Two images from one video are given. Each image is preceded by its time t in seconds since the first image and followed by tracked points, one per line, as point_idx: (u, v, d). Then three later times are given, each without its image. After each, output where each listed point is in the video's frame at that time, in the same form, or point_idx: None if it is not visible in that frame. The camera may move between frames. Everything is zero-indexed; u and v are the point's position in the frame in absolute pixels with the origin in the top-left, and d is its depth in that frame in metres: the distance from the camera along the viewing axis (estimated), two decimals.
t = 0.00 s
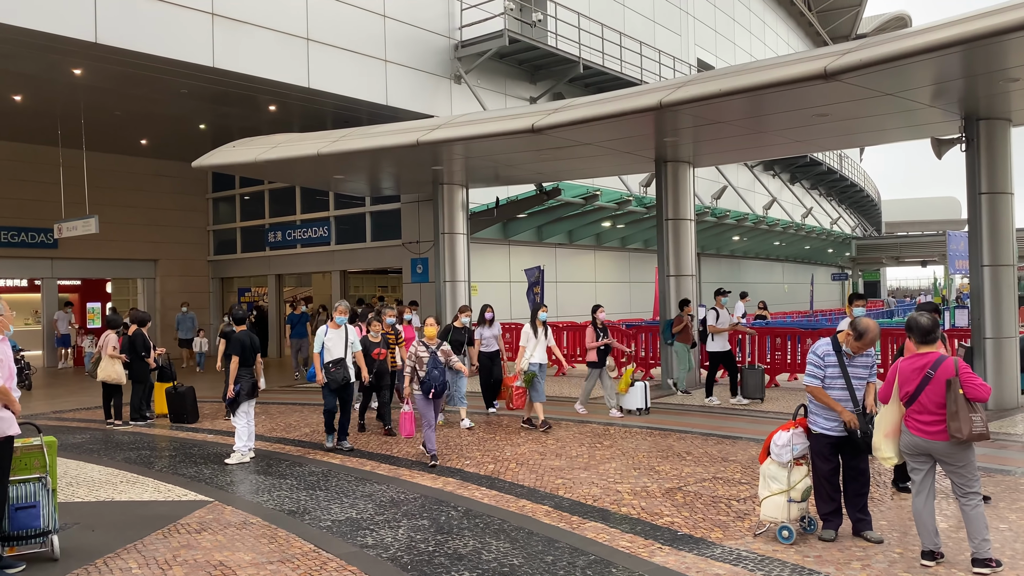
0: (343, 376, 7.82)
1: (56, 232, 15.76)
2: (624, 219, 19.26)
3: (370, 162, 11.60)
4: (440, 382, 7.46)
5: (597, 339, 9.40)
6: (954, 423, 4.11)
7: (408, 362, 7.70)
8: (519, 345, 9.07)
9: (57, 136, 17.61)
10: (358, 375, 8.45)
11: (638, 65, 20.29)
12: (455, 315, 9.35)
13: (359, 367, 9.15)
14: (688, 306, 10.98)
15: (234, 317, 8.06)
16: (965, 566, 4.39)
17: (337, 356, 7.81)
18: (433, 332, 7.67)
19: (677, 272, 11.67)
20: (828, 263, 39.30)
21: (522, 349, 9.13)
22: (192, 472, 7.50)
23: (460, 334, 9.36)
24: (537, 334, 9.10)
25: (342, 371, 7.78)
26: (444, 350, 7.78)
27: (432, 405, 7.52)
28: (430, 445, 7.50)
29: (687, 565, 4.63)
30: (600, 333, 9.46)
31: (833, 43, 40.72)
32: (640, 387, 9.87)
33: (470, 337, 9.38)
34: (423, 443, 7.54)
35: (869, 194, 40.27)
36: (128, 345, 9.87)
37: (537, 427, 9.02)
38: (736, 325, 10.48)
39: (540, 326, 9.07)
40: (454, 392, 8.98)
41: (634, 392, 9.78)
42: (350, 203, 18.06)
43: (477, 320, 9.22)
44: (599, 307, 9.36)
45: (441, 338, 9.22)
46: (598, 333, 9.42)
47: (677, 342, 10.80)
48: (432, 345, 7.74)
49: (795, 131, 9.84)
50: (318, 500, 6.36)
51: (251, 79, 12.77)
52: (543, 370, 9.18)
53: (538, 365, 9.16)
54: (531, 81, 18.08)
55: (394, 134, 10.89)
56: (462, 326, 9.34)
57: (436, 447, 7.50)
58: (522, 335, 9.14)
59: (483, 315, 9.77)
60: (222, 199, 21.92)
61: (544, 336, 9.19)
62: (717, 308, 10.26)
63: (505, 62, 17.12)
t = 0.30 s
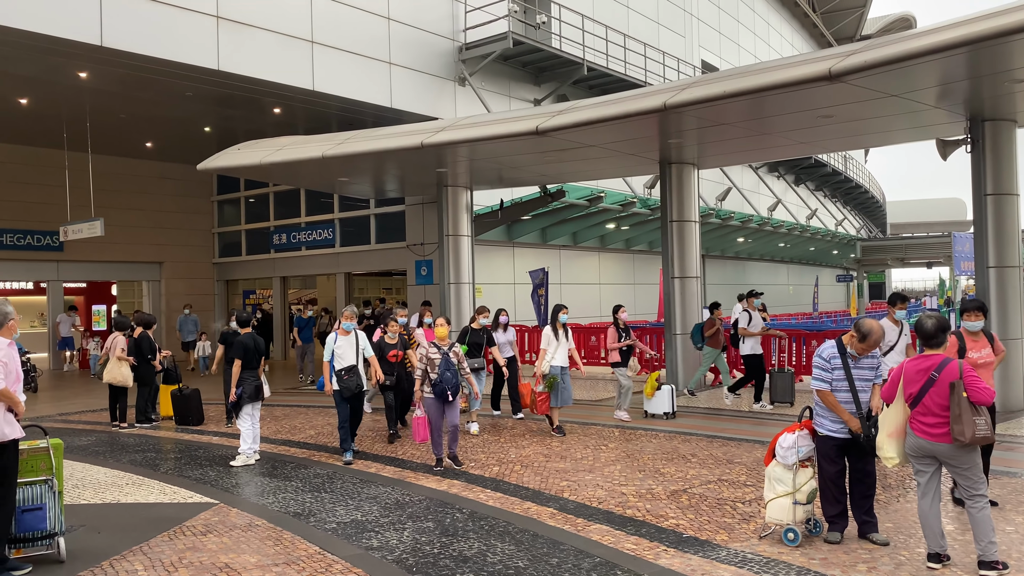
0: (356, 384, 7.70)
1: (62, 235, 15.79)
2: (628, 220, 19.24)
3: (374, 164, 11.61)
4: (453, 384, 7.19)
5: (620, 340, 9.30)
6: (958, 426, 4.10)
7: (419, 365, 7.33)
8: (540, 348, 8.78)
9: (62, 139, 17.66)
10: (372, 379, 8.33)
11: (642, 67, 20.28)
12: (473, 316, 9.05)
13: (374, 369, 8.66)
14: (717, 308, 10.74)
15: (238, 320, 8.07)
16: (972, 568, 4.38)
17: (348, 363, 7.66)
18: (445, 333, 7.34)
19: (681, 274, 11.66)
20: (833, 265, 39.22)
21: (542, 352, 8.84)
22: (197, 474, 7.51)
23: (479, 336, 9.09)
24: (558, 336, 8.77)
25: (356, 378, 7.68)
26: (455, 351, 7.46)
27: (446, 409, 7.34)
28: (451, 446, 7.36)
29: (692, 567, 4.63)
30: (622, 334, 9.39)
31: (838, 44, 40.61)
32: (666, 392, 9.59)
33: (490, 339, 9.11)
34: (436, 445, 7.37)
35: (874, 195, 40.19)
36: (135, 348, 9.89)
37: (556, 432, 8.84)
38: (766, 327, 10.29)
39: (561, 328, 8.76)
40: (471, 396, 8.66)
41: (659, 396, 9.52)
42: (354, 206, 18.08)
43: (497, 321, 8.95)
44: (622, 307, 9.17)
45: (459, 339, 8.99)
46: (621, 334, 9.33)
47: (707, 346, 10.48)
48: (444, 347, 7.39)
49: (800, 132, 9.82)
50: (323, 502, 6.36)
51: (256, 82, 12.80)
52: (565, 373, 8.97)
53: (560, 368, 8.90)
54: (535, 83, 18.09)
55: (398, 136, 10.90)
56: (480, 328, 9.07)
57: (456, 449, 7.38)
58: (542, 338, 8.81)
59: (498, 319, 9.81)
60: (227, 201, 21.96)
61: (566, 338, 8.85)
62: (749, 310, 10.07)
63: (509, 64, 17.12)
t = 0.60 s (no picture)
0: (362, 387, 7.49)
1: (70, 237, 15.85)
2: (634, 222, 19.21)
3: (380, 166, 11.63)
4: (469, 392, 6.92)
5: (645, 343, 9.05)
6: (964, 427, 4.08)
7: (437, 371, 7.21)
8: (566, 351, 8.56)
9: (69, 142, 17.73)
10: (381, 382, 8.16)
11: (647, 68, 20.27)
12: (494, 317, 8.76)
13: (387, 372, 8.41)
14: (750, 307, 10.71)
15: (246, 321, 8.01)
16: (981, 570, 4.36)
17: (357, 363, 7.50)
18: (461, 338, 7.14)
19: (688, 275, 11.65)
20: (840, 265, 39.14)
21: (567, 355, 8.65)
22: (205, 476, 7.52)
23: (499, 338, 8.77)
24: (584, 340, 8.68)
25: (359, 380, 7.46)
26: (474, 356, 7.19)
27: (463, 416, 7.07)
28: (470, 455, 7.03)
29: (700, 569, 4.62)
30: (648, 337, 9.13)
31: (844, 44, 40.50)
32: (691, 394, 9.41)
33: (512, 341, 8.79)
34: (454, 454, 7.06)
35: (881, 196, 40.07)
36: (143, 350, 9.90)
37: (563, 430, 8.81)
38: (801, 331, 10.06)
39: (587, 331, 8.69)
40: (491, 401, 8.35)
41: (685, 398, 9.27)
42: (360, 208, 18.12)
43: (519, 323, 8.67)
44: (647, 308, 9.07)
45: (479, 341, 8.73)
46: (646, 337, 9.07)
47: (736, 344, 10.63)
48: (462, 352, 7.14)
49: (806, 133, 9.80)
50: (331, 504, 6.36)
51: (263, 85, 12.83)
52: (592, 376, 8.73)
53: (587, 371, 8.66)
54: (540, 84, 18.09)
55: (404, 138, 10.91)
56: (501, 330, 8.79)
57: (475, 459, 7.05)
58: (569, 341, 8.68)
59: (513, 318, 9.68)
60: (233, 204, 22.03)
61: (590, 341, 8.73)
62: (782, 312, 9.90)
63: (514, 65, 17.13)
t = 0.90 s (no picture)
0: (378, 396, 7.18)
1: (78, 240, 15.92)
2: (641, 223, 19.20)
3: (387, 168, 11.66)
4: (487, 395, 6.74)
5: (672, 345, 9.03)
6: (972, 429, 4.06)
7: (453, 373, 7.07)
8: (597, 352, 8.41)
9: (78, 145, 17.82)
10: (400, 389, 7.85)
11: (654, 69, 20.27)
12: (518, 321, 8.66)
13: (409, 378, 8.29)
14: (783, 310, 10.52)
15: (255, 323, 8.02)
16: (991, 572, 4.34)
17: (373, 370, 7.24)
18: (478, 339, 7.05)
19: (695, 276, 11.64)
20: (848, 266, 39.05)
21: (598, 355, 8.51)
22: (214, 478, 7.55)
23: (524, 342, 8.62)
24: (613, 340, 8.54)
25: (375, 388, 7.17)
26: (491, 358, 7.12)
27: (478, 422, 6.79)
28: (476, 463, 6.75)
29: (708, 571, 4.61)
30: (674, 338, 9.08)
31: (852, 44, 40.37)
32: (718, 398, 9.29)
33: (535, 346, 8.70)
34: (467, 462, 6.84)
35: (889, 196, 39.93)
36: (153, 352, 9.96)
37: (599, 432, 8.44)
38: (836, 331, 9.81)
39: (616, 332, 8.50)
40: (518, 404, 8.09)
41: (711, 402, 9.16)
42: (367, 210, 18.16)
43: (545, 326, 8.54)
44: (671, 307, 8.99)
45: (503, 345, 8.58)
46: (673, 339, 9.01)
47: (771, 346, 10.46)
48: (478, 353, 7.07)
49: (814, 133, 9.77)
50: (339, 506, 6.37)
51: (270, 87, 12.88)
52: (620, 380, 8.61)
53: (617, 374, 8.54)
54: (547, 86, 18.11)
55: (411, 140, 10.92)
56: (525, 333, 8.68)
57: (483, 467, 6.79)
58: (598, 341, 8.49)
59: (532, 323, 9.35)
60: (241, 206, 22.11)
61: (620, 342, 8.58)
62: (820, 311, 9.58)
63: (521, 67, 17.15)
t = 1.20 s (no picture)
0: (396, 395, 7.02)
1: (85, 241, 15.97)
2: (647, 222, 19.16)
3: (393, 168, 11.66)
4: (503, 400, 6.44)
5: (702, 346, 8.71)
6: (981, 429, 4.03)
7: (464, 378, 6.65)
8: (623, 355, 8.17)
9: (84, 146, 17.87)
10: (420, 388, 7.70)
11: (660, 68, 20.23)
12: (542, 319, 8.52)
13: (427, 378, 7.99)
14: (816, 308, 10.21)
15: (258, 324, 7.95)
16: (1000, 572, 4.32)
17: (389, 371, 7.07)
18: (489, 342, 6.58)
19: (702, 275, 11.63)
20: (855, 265, 38.93)
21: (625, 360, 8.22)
22: (221, 478, 7.56)
23: (547, 341, 8.48)
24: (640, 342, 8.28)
25: (394, 389, 7.00)
26: (503, 361, 6.72)
27: (490, 425, 6.54)
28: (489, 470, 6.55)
29: (715, 571, 4.59)
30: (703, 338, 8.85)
31: (859, 42, 40.19)
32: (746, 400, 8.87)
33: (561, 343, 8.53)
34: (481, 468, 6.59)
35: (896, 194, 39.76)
36: (160, 353, 9.99)
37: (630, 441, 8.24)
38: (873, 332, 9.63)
39: (643, 332, 8.32)
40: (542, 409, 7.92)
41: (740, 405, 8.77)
42: (373, 210, 18.17)
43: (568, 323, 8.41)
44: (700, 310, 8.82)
45: (528, 345, 8.43)
46: (702, 339, 8.73)
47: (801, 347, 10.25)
48: (489, 356, 6.65)
49: (821, 132, 9.72)
50: (345, 506, 6.37)
51: (276, 88, 12.89)
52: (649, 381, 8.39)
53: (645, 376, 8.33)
54: (552, 85, 18.09)
55: (417, 140, 10.92)
56: (550, 332, 8.54)
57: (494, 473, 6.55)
58: (626, 344, 8.26)
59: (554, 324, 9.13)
60: (248, 207, 22.16)
61: (649, 344, 8.26)
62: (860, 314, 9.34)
63: (527, 66, 17.14)
